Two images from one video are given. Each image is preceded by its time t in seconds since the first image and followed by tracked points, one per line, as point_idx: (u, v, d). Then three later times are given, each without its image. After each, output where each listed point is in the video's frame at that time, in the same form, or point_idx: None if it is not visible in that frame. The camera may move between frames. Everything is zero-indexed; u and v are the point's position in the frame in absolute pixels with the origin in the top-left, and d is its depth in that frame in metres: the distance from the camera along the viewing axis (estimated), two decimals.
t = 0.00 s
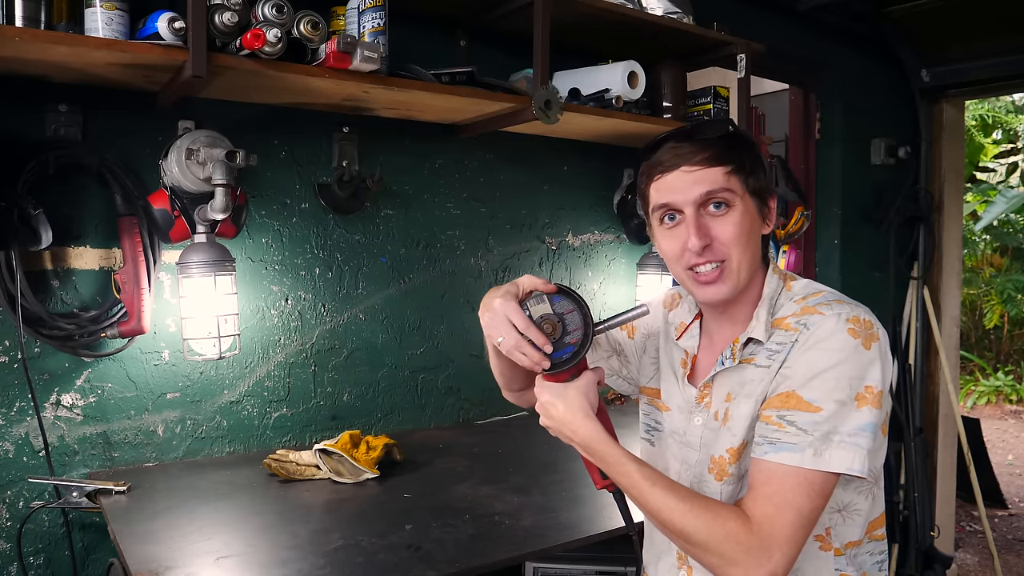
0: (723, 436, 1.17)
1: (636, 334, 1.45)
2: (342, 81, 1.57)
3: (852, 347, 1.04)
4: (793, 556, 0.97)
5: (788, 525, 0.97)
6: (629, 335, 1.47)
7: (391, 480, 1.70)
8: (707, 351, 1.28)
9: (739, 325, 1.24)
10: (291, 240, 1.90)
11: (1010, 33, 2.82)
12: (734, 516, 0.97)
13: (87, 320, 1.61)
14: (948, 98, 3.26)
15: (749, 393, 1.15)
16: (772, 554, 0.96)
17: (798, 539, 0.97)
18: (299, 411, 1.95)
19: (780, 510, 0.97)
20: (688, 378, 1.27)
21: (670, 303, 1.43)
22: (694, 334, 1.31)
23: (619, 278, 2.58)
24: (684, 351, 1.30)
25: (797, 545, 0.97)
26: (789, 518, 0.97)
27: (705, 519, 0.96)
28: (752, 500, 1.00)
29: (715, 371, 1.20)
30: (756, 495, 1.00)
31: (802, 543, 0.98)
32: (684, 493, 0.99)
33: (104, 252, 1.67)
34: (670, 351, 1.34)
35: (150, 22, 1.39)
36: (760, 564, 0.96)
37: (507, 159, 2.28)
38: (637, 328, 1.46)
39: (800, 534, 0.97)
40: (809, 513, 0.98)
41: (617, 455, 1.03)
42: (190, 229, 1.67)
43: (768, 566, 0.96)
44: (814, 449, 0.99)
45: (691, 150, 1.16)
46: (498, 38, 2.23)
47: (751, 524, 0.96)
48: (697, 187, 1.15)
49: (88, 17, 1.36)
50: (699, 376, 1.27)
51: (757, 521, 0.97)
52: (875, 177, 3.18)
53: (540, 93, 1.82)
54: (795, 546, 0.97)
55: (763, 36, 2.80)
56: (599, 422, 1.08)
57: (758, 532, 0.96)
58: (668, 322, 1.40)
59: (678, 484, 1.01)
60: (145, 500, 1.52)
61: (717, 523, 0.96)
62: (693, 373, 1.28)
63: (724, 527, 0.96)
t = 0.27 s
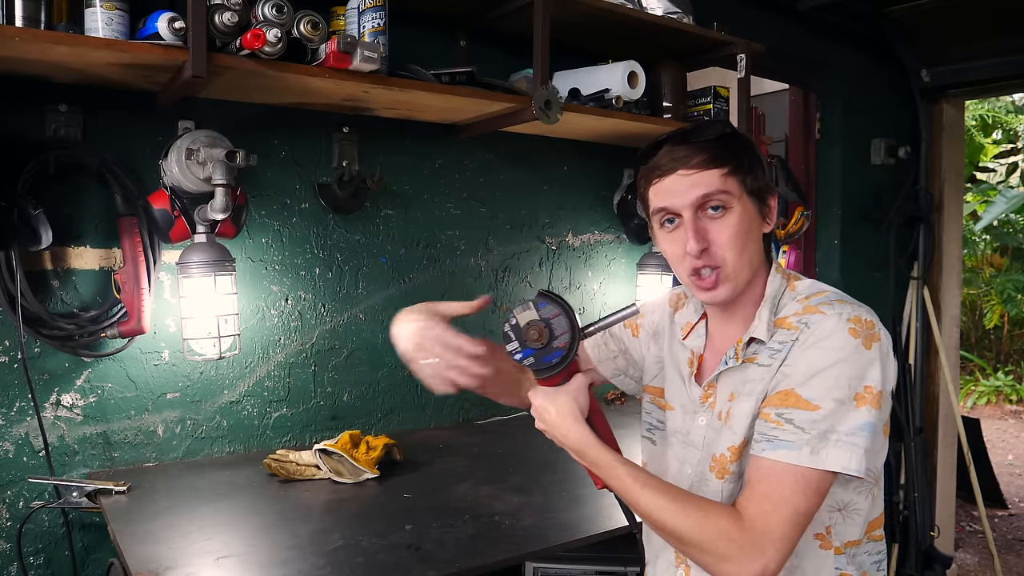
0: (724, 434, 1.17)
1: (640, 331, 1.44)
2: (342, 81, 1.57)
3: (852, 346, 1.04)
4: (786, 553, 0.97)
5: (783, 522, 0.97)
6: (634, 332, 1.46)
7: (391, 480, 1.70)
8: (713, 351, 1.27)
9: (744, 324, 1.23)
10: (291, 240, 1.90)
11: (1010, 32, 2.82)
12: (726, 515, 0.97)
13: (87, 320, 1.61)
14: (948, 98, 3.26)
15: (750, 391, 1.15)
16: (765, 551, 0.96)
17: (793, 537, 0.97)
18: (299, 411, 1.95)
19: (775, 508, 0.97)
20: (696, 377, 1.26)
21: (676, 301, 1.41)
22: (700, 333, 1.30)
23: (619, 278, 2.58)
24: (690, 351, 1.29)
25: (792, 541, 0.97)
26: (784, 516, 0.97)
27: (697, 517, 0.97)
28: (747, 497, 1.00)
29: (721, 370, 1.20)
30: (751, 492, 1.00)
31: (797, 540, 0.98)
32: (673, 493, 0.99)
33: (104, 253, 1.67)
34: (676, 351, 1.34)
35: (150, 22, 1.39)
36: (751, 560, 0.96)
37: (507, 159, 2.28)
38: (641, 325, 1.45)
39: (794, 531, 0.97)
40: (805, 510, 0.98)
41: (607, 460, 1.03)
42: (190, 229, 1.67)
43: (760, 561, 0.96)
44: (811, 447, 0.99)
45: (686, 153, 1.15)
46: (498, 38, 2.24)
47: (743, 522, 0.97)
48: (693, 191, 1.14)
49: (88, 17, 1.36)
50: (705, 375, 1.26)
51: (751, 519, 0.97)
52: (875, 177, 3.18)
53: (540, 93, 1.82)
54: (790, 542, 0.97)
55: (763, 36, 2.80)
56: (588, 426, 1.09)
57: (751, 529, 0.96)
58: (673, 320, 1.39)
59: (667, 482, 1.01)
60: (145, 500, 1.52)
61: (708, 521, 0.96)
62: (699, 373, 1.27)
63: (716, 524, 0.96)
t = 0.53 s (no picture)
0: (734, 426, 1.17)
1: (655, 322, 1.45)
2: (343, 81, 1.57)
3: (868, 345, 1.05)
4: (773, 541, 0.97)
5: (771, 510, 0.97)
6: (648, 322, 1.47)
7: (391, 480, 1.70)
8: (731, 344, 1.27)
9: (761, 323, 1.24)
10: (291, 240, 1.90)
11: (1010, 33, 2.82)
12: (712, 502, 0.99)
13: (87, 320, 1.61)
14: (948, 98, 3.26)
15: (763, 380, 1.15)
16: (751, 537, 0.96)
17: (782, 526, 0.97)
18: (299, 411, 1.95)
19: (764, 496, 0.98)
20: (712, 370, 1.25)
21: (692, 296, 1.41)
22: (719, 328, 1.29)
23: (619, 278, 2.58)
24: (709, 344, 1.28)
25: (781, 530, 0.97)
26: (776, 504, 0.98)
27: (675, 509, 0.99)
28: (739, 483, 1.00)
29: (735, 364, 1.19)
30: (747, 475, 1.00)
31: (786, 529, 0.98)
32: (653, 489, 1.01)
33: (104, 253, 1.67)
34: (692, 342, 1.32)
35: (150, 22, 1.39)
36: (735, 546, 0.96)
37: (507, 159, 2.27)
38: (656, 316, 1.45)
39: (784, 520, 0.98)
40: (796, 500, 0.99)
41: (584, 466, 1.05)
42: (190, 229, 1.67)
43: (746, 548, 0.96)
44: (811, 437, 1.00)
45: (687, 154, 1.20)
46: (498, 38, 2.23)
47: (726, 510, 0.97)
48: (680, 191, 1.20)
49: (88, 17, 1.36)
50: (721, 369, 1.26)
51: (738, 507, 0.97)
52: (875, 177, 3.18)
53: (539, 93, 1.82)
54: (778, 530, 0.97)
55: (763, 36, 2.80)
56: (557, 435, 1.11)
57: (736, 516, 0.97)
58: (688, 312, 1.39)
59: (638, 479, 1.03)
60: (145, 500, 1.52)
61: (689, 513, 0.98)
62: (716, 365, 1.27)
63: (697, 515, 0.98)
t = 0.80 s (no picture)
0: (735, 431, 1.16)
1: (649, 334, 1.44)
2: (343, 81, 1.57)
3: (864, 345, 1.06)
4: (781, 547, 0.98)
5: (778, 516, 0.98)
6: (642, 335, 1.45)
7: (391, 480, 1.70)
8: (729, 348, 1.27)
9: (756, 324, 1.23)
10: (291, 240, 1.90)
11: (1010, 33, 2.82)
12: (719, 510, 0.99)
13: (87, 320, 1.61)
14: (948, 98, 3.26)
15: (762, 386, 1.14)
16: (761, 544, 0.97)
17: (790, 532, 0.98)
18: (299, 411, 1.95)
19: (771, 503, 0.98)
20: (709, 376, 1.25)
21: (686, 302, 1.41)
22: (716, 333, 1.29)
23: (619, 278, 2.58)
24: (706, 349, 1.28)
25: (788, 536, 0.98)
26: (780, 510, 0.98)
27: (686, 519, 0.99)
28: (746, 491, 1.00)
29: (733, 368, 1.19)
30: (753, 483, 1.00)
31: (793, 535, 0.99)
32: (665, 498, 1.01)
33: (104, 253, 1.67)
34: (689, 349, 1.32)
35: (150, 22, 1.39)
36: (746, 553, 0.97)
37: (507, 158, 2.27)
38: (650, 328, 1.44)
39: (791, 526, 0.98)
40: (802, 505, 0.99)
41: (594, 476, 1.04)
42: (190, 229, 1.67)
43: (756, 556, 0.97)
44: (814, 441, 1.00)
45: (695, 148, 1.19)
46: (498, 38, 2.23)
47: (735, 518, 0.98)
48: (687, 184, 1.19)
49: (88, 17, 1.36)
50: (718, 374, 1.25)
51: (746, 515, 0.98)
52: (875, 177, 3.18)
53: (540, 93, 1.82)
54: (787, 536, 0.98)
55: (763, 36, 2.80)
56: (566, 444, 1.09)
57: (746, 524, 0.97)
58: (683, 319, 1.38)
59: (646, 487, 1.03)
60: (145, 500, 1.52)
61: (699, 522, 0.98)
62: (713, 370, 1.26)
63: (707, 524, 0.98)
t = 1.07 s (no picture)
0: (729, 435, 1.14)
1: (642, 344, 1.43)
2: (342, 81, 1.57)
3: (855, 344, 1.06)
4: (779, 549, 0.98)
5: (776, 519, 0.98)
6: (635, 347, 1.45)
7: (391, 480, 1.70)
8: (719, 354, 1.26)
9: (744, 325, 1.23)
10: (291, 240, 1.90)
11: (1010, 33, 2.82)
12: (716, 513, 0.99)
13: (87, 320, 1.61)
14: (948, 98, 3.26)
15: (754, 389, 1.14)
16: (759, 547, 0.97)
17: (788, 534, 0.98)
18: (299, 411, 1.95)
19: (768, 506, 0.98)
20: (702, 382, 1.25)
21: (675, 310, 1.41)
22: (705, 337, 1.28)
23: (619, 278, 2.58)
24: (696, 355, 1.28)
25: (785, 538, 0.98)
26: (778, 512, 0.98)
27: (683, 524, 0.98)
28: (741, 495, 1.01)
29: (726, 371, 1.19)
30: (748, 486, 1.01)
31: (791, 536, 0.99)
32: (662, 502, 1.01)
33: (104, 253, 1.67)
34: (680, 357, 1.31)
35: (150, 22, 1.39)
36: (744, 556, 0.97)
37: (507, 158, 2.27)
38: (642, 338, 1.44)
39: (789, 528, 0.98)
40: (800, 507, 0.99)
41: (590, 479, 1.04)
42: (190, 229, 1.67)
43: (754, 559, 0.97)
44: (809, 441, 1.00)
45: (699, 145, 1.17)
46: (498, 38, 2.23)
47: (733, 521, 0.98)
48: (710, 180, 1.16)
49: (88, 17, 1.36)
50: (710, 379, 1.24)
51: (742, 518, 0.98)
52: (875, 177, 3.18)
53: (540, 93, 1.82)
54: (785, 538, 0.98)
55: (763, 36, 2.80)
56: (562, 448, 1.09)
57: (744, 527, 0.97)
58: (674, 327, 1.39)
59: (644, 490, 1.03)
60: (145, 500, 1.52)
61: (697, 526, 0.98)
62: (705, 376, 1.26)
63: (705, 528, 0.98)
